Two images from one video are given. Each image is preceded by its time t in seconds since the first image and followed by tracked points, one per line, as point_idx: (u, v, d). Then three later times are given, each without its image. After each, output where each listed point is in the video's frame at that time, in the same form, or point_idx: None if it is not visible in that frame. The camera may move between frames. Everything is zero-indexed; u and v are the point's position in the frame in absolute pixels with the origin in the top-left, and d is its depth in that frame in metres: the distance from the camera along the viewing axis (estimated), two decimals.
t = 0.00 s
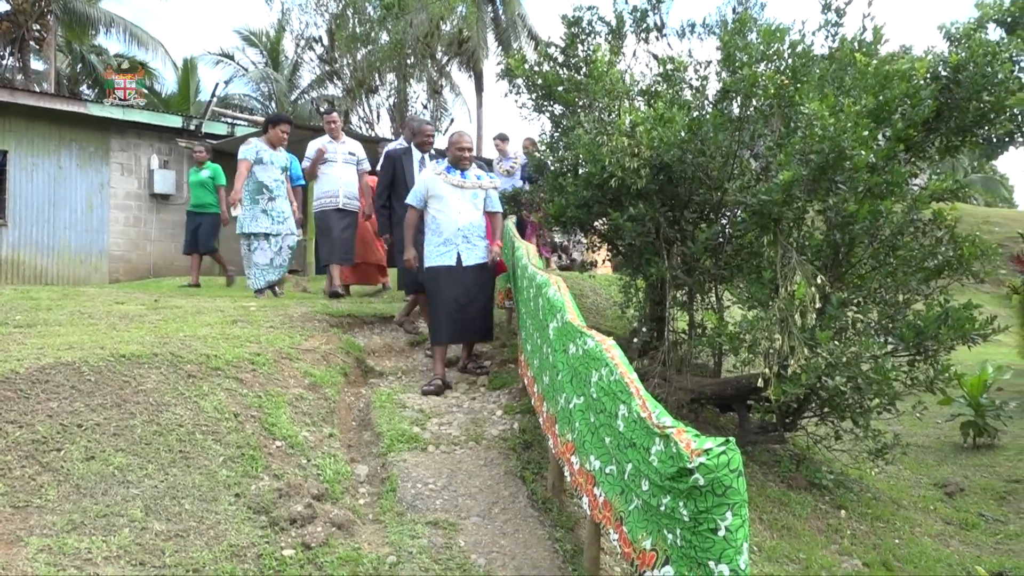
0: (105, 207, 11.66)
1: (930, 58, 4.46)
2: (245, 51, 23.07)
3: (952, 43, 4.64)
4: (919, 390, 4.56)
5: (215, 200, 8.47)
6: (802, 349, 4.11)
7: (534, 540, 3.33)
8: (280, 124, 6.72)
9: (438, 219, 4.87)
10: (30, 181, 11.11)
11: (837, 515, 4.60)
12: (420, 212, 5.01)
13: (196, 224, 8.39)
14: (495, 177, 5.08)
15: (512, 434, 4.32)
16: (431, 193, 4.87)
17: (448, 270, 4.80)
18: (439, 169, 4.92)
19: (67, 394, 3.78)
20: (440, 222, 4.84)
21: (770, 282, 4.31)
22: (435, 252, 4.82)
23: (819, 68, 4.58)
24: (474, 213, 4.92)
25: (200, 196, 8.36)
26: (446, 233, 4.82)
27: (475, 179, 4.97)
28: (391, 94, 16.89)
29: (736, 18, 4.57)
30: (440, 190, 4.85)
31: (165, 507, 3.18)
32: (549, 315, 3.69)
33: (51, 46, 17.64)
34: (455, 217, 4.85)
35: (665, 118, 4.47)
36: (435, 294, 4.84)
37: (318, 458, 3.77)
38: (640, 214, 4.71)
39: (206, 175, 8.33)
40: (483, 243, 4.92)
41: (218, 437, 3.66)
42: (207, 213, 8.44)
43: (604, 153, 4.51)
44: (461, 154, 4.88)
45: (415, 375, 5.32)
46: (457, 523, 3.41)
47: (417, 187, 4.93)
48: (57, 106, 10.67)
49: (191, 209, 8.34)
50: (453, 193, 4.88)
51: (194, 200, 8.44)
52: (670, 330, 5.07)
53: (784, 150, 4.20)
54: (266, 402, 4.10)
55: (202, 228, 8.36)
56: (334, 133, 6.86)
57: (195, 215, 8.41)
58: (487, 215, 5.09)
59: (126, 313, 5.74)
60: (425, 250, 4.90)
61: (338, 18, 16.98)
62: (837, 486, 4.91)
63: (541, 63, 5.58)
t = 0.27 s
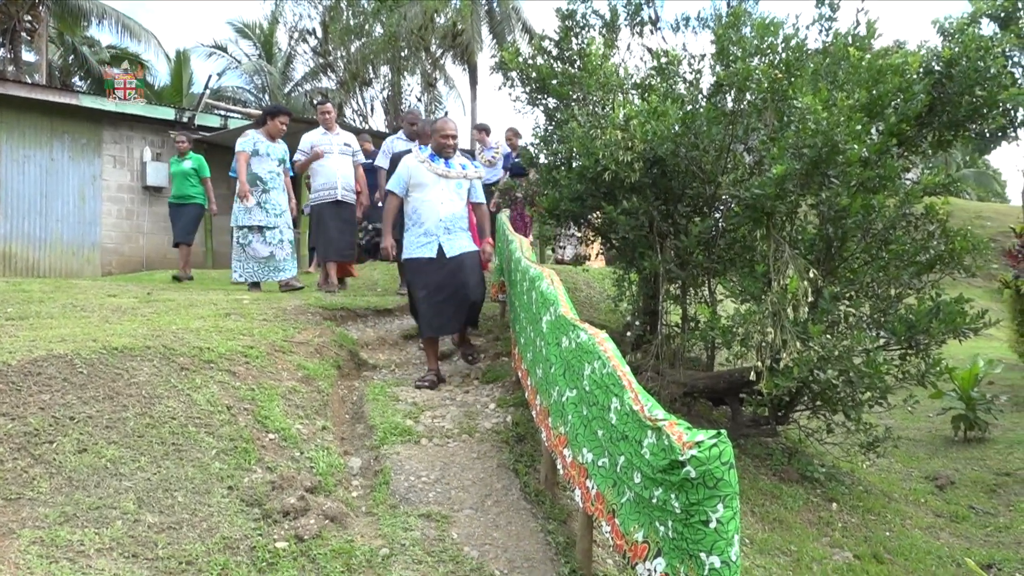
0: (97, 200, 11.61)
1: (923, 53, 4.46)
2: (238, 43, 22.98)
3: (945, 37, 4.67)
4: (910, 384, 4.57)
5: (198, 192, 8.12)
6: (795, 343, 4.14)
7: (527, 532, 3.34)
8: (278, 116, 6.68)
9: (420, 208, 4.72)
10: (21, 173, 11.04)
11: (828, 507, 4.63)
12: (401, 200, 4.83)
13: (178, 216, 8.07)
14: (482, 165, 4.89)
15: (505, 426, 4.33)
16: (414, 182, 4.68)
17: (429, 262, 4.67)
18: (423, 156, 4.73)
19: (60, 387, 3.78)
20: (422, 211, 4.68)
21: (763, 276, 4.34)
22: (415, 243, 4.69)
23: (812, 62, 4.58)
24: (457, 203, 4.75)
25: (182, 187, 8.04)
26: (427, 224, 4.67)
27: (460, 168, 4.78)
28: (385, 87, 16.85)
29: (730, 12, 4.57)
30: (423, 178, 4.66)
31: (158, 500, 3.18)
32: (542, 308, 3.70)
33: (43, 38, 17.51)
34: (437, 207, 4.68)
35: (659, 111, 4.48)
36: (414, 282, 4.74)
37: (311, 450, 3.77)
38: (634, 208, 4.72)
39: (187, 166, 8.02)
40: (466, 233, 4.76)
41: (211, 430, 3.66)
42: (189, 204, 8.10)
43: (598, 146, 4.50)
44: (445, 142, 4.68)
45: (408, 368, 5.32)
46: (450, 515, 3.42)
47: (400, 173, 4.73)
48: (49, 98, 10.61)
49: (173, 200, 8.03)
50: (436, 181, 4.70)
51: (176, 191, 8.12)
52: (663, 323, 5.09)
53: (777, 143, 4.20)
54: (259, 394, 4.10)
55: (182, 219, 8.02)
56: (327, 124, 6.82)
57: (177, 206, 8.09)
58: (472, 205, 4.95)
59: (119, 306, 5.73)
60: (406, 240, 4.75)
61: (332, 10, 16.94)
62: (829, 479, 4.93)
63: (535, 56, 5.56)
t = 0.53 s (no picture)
0: (90, 195, 11.57)
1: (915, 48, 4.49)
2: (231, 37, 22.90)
3: (938, 33, 4.70)
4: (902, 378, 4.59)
5: (183, 187, 8.08)
6: (788, 337, 4.16)
7: (520, 526, 3.35)
8: (286, 113, 6.56)
9: (409, 202, 4.66)
10: (13, 168, 10.99)
11: (821, 501, 4.65)
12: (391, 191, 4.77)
13: (163, 212, 8.03)
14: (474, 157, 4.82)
15: (499, 421, 4.34)
16: (405, 172, 4.63)
17: (419, 258, 4.61)
18: (414, 147, 4.68)
19: (52, 382, 3.77)
20: (412, 204, 4.62)
21: (756, 271, 4.35)
22: (404, 237, 4.63)
23: (806, 56, 4.58)
24: (446, 196, 4.69)
25: (167, 182, 7.99)
26: (417, 218, 4.61)
27: (451, 161, 4.72)
28: (379, 81, 16.81)
29: (723, 6, 4.56)
30: (413, 170, 4.63)
31: (151, 494, 3.18)
32: (535, 302, 3.71)
33: (34, 33, 17.38)
34: (426, 200, 4.62)
35: (652, 106, 4.45)
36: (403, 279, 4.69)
37: (305, 445, 3.78)
38: (628, 203, 4.71)
39: (173, 161, 7.99)
40: (455, 227, 4.69)
41: (204, 425, 3.66)
42: (175, 200, 8.06)
43: (591, 140, 4.48)
44: (434, 134, 4.61)
45: (402, 362, 5.33)
46: (444, 509, 3.43)
47: (390, 164, 4.65)
48: (41, 92, 10.58)
49: (158, 195, 7.98)
50: (427, 174, 4.65)
51: (161, 186, 8.08)
52: (657, 318, 5.10)
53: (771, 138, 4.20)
54: (252, 389, 4.10)
55: (167, 214, 7.97)
56: (324, 118, 6.81)
57: (162, 202, 8.05)
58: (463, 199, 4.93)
59: (112, 301, 5.71)
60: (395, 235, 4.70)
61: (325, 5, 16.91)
62: (822, 473, 4.96)
63: (529, 51, 5.56)
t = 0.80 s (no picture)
0: (81, 189, 11.52)
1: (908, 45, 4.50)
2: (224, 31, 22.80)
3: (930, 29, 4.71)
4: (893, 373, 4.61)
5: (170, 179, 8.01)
6: (779, 333, 4.18)
7: (512, 520, 3.36)
8: (289, 103, 6.47)
9: (403, 201, 4.61)
10: (4, 163, 10.92)
11: (812, 495, 4.68)
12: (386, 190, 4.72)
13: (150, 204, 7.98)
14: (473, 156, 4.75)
15: (491, 415, 4.35)
16: (399, 170, 4.59)
17: (409, 259, 4.53)
18: (409, 144, 4.63)
19: (43, 376, 3.76)
20: (406, 204, 4.57)
21: (747, 266, 4.37)
22: (396, 236, 4.56)
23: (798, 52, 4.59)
24: (441, 196, 4.61)
25: (153, 173, 7.93)
26: (410, 218, 4.55)
27: (448, 160, 4.65)
28: (372, 76, 16.77)
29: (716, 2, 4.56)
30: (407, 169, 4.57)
31: (142, 489, 3.18)
32: (528, 297, 3.71)
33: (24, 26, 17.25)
34: (420, 200, 4.56)
35: (645, 102, 4.46)
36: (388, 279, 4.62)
37: (297, 439, 3.78)
38: (621, 198, 4.74)
39: (160, 153, 7.93)
40: (449, 228, 4.61)
41: (196, 420, 3.65)
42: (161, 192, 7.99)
43: (585, 135, 4.48)
44: (432, 131, 4.54)
45: (395, 357, 5.33)
46: (436, 504, 3.43)
47: (386, 161, 4.63)
48: (32, 86, 10.51)
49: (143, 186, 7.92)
50: (422, 172, 4.59)
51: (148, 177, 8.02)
52: (649, 313, 5.11)
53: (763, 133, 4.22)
54: (244, 383, 4.09)
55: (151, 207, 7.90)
56: (319, 111, 6.68)
57: (149, 193, 8.01)
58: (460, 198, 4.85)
59: (103, 296, 5.69)
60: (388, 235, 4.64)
61: None
62: (813, 467, 4.98)
63: (522, 46, 5.54)
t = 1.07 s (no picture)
0: (73, 185, 11.47)
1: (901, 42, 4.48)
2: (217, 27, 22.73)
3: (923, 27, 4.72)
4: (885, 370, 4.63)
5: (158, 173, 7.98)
6: (771, 330, 4.19)
7: (505, 517, 3.36)
8: (285, 98, 6.54)
9: (394, 196, 4.59)
10: None
11: (804, 492, 4.69)
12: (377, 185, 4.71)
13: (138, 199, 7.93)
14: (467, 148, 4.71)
15: (484, 412, 4.35)
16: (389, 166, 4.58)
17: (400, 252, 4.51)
18: (399, 138, 4.61)
19: (33, 373, 3.74)
20: (397, 199, 4.56)
21: (740, 263, 4.38)
22: (388, 231, 4.55)
23: (790, 50, 4.61)
24: (433, 191, 4.59)
25: (140, 167, 7.90)
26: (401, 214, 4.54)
27: (439, 153, 4.62)
28: (366, 73, 16.81)
29: None
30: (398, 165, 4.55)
31: (133, 485, 3.17)
32: (521, 293, 3.71)
33: (15, 21, 17.17)
34: (411, 196, 4.55)
35: (638, 99, 4.49)
36: (386, 277, 4.49)
37: (289, 436, 3.78)
38: (614, 195, 4.72)
39: (148, 147, 7.90)
40: (441, 222, 4.60)
41: (187, 416, 3.65)
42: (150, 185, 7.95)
43: (578, 133, 4.46)
44: (423, 126, 4.52)
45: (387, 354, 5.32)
46: (428, 500, 3.43)
47: (376, 155, 4.60)
48: (24, 81, 10.46)
49: (131, 180, 7.87)
50: (413, 168, 4.56)
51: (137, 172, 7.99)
52: (642, 310, 5.11)
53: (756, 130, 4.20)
54: (236, 380, 4.08)
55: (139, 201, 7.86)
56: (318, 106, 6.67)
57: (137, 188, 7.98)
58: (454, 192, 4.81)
59: (94, 292, 5.66)
60: (380, 230, 4.63)
61: None
62: (805, 464, 4.99)
63: (515, 42, 5.54)
